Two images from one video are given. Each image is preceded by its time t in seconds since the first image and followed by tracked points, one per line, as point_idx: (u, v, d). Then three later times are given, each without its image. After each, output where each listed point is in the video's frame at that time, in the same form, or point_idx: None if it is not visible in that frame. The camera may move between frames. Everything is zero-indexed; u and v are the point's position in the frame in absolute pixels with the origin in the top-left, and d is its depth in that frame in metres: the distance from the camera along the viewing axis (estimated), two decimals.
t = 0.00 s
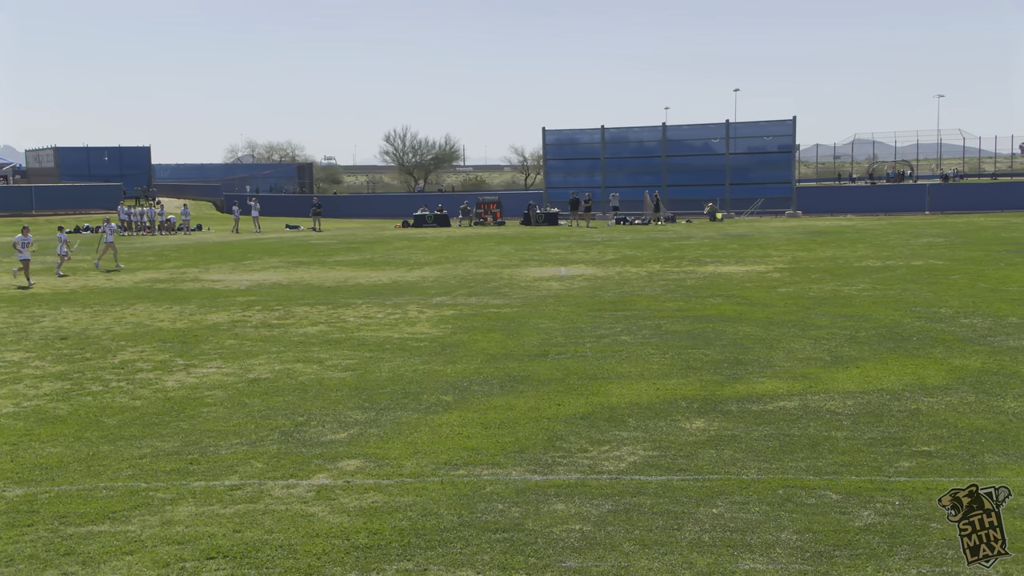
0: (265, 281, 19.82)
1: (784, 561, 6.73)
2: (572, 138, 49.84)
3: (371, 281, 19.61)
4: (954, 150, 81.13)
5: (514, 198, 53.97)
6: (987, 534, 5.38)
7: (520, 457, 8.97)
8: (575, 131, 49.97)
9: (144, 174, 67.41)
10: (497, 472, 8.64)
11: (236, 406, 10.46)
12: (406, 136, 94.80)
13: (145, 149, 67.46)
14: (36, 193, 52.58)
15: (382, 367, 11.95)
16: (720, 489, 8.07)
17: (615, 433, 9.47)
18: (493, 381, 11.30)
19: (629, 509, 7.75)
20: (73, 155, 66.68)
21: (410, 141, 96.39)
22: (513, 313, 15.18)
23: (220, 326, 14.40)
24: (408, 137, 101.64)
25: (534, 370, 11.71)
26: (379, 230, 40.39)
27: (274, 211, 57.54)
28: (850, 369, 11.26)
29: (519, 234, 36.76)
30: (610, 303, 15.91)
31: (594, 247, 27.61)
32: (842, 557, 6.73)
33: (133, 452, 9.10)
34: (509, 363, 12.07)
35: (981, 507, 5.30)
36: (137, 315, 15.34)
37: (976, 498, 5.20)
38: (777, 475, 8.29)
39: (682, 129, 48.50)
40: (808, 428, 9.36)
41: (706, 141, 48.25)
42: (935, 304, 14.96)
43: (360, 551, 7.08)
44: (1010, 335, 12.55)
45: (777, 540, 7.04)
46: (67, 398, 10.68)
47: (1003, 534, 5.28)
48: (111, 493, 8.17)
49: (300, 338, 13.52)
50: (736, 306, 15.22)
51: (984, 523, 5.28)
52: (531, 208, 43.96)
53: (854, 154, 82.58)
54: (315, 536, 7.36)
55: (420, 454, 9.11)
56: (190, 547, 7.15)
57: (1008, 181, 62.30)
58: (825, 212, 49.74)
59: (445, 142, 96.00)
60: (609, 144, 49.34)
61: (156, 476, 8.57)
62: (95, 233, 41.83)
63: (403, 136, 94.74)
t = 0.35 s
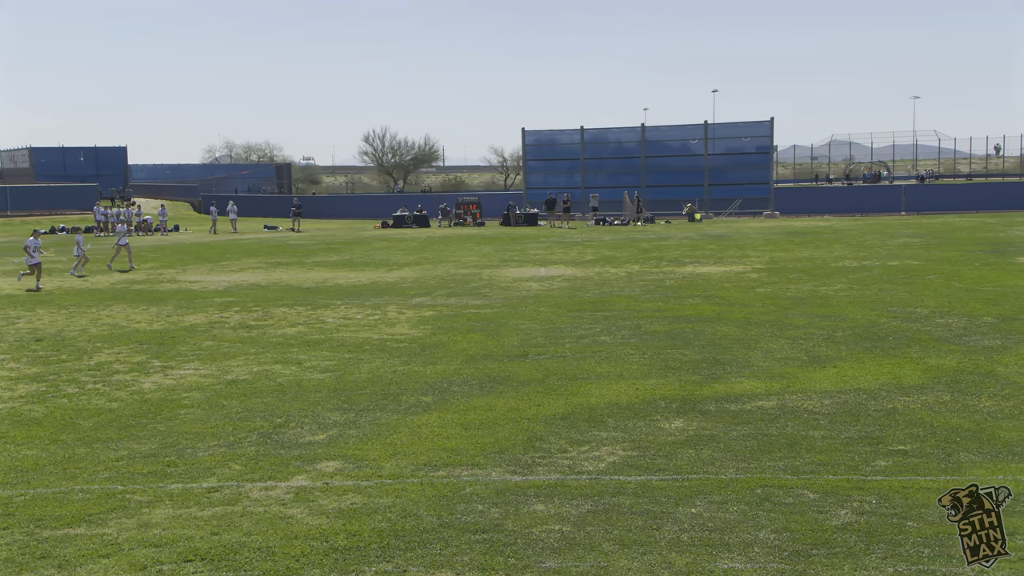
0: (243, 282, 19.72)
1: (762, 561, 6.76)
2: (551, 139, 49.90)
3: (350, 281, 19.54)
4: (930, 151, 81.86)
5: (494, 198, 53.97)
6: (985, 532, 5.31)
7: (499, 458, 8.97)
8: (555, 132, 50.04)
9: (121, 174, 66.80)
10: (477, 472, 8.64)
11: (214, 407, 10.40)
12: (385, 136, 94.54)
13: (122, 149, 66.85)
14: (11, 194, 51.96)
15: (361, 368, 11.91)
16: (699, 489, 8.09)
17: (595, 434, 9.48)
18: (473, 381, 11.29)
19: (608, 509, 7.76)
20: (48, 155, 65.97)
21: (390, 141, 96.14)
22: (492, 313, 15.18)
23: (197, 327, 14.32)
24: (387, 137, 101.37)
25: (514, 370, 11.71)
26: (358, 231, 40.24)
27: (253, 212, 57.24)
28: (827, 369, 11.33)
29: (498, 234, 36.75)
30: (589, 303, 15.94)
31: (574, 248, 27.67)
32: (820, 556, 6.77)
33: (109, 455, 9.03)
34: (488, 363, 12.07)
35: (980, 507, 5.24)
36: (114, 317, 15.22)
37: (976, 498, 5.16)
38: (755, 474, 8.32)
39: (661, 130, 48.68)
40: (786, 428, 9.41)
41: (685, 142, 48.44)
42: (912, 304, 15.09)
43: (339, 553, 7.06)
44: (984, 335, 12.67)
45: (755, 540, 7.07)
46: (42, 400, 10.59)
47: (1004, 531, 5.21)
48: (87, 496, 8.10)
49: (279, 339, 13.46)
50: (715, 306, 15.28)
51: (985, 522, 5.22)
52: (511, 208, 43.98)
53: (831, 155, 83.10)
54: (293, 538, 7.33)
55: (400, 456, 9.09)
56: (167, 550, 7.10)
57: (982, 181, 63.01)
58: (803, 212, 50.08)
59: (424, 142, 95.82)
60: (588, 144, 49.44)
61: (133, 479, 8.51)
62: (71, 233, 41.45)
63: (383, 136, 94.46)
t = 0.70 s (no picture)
0: (229, 285, 19.65)
1: (749, 563, 6.77)
2: (538, 142, 50.00)
3: (337, 285, 19.50)
4: (914, 154, 82.23)
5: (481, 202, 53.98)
6: (987, 533, 4.35)
7: (486, 461, 8.96)
8: (541, 135, 50.15)
9: (105, 177, 66.40)
10: (464, 476, 8.63)
11: (199, 411, 10.35)
12: (372, 139, 94.34)
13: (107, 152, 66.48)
14: None
15: (348, 372, 11.89)
16: (686, 491, 8.11)
17: (582, 437, 9.48)
18: (460, 385, 11.29)
19: (596, 512, 7.76)
20: (33, 159, 65.54)
21: (376, 144, 95.91)
22: (479, 316, 15.18)
23: (182, 331, 14.25)
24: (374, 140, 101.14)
25: (501, 373, 11.71)
26: (344, 235, 40.10)
27: (239, 216, 57.04)
28: (813, 371, 11.38)
29: (485, 237, 36.72)
30: (576, 306, 15.96)
31: (561, 251, 27.70)
32: (807, 558, 6.78)
33: (93, 459, 8.97)
34: (475, 366, 12.06)
35: (980, 506, 4.29)
36: (99, 320, 15.14)
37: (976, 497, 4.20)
38: (741, 477, 8.34)
39: (647, 133, 48.83)
40: (771, 430, 9.44)
41: (672, 146, 48.61)
42: (897, 307, 15.16)
43: (325, 557, 7.04)
44: (969, 337, 12.74)
45: (742, 542, 7.09)
46: (26, 405, 10.52)
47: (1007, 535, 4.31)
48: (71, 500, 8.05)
49: (265, 342, 13.42)
50: (701, 310, 15.31)
51: (985, 524, 4.29)
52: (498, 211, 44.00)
53: (816, 158, 83.39)
54: (279, 543, 7.30)
55: (386, 459, 9.06)
56: (153, 555, 7.05)
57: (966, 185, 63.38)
58: (788, 216, 50.29)
59: (411, 145, 95.68)
60: (575, 148, 49.57)
61: (118, 483, 8.45)
62: (56, 237, 41.19)
63: (370, 139, 94.27)
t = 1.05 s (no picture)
0: (217, 291, 19.58)
1: (738, 569, 6.78)
2: (527, 148, 50.08)
3: (326, 290, 19.46)
4: (901, 161, 82.59)
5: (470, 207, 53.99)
6: (987, 532, 4.38)
7: (476, 467, 8.95)
8: (530, 141, 50.24)
9: (93, 183, 66.09)
10: (453, 482, 8.61)
11: (187, 418, 10.30)
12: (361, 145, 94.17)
13: (94, 157, 66.16)
14: None
15: (337, 378, 11.86)
16: (675, 497, 8.11)
17: (572, 443, 9.49)
18: (449, 391, 11.27)
19: (585, 519, 7.75)
20: (20, 164, 65.06)
21: (365, 149, 95.76)
22: (468, 322, 15.18)
23: (170, 337, 14.19)
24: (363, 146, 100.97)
25: (490, 379, 11.69)
26: (332, 240, 40.01)
27: (227, 221, 56.87)
28: (802, 377, 11.41)
29: (474, 242, 36.68)
30: (566, 312, 15.98)
31: (550, 257, 27.73)
32: (795, 564, 6.79)
33: (80, 466, 8.92)
34: (464, 372, 12.05)
35: (979, 506, 4.32)
36: (86, 327, 15.06)
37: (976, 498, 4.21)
38: (730, 482, 8.36)
39: (636, 139, 48.96)
40: (760, 436, 9.47)
41: (660, 151, 48.77)
42: (884, 312, 15.23)
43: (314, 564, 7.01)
44: (957, 343, 12.81)
45: (731, 548, 7.09)
46: (12, 411, 10.45)
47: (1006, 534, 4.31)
48: (58, 508, 7.99)
49: (253, 348, 13.38)
50: (690, 315, 15.34)
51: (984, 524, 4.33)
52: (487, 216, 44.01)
53: (804, 164, 83.65)
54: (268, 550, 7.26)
55: (375, 466, 9.04)
56: (141, 562, 7.01)
57: (952, 190, 63.71)
58: (776, 222, 50.49)
59: (400, 151, 95.56)
60: (564, 153, 49.67)
61: (105, 490, 8.40)
62: (42, 243, 40.94)
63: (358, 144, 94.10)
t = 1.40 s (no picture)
0: (207, 296, 19.53)
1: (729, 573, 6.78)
2: (518, 153, 50.15)
3: (317, 295, 19.43)
4: (891, 165, 82.87)
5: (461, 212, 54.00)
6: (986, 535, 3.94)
7: (468, 471, 8.94)
8: (522, 145, 50.32)
9: (83, 188, 65.89)
10: (445, 486, 8.60)
11: (177, 423, 10.26)
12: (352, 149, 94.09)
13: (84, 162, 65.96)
14: None
15: (328, 382, 11.83)
16: (666, 501, 8.11)
17: (563, 447, 9.48)
18: (441, 395, 11.26)
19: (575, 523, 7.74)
20: (10, 168, 64.73)
21: (356, 153, 95.67)
22: (459, 326, 15.17)
23: (161, 342, 14.14)
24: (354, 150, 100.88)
25: (482, 384, 11.67)
26: (324, 245, 39.93)
27: (218, 225, 56.76)
28: (793, 381, 11.42)
29: (466, 246, 36.66)
30: (557, 316, 15.99)
31: (541, 261, 27.73)
32: (785, 568, 6.79)
33: (70, 471, 8.88)
34: (455, 376, 12.05)
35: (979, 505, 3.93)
36: (76, 331, 15.00)
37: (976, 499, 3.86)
38: (721, 486, 8.36)
39: (627, 143, 49.02)
40: (752, 440, 9.48)
41: (652, 156, 48.84)
42: (875, 316, 15.27)
43: (304, 569, 6.98)
44: (946, 347, 12.85)
45: (722, 552, 7.09)
46: (1, 417, 10.40)
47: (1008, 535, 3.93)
48: (48, 513, 7.95)
49: (244, 353, 13.35)
50: (681, 319, 15.35)
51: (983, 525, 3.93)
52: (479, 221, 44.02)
53: (795, 168, 83.86)
54: (259, 555, 7.24)
55: (366, 470, 9.02)
56: (131, 568, 6.98)
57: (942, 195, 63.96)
58: (767, 226, 50.62)
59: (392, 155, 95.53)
60: (555, 158, 49.76)
61: (95, 495, 8.37)
62: (32, 247, 40.77)
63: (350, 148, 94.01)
